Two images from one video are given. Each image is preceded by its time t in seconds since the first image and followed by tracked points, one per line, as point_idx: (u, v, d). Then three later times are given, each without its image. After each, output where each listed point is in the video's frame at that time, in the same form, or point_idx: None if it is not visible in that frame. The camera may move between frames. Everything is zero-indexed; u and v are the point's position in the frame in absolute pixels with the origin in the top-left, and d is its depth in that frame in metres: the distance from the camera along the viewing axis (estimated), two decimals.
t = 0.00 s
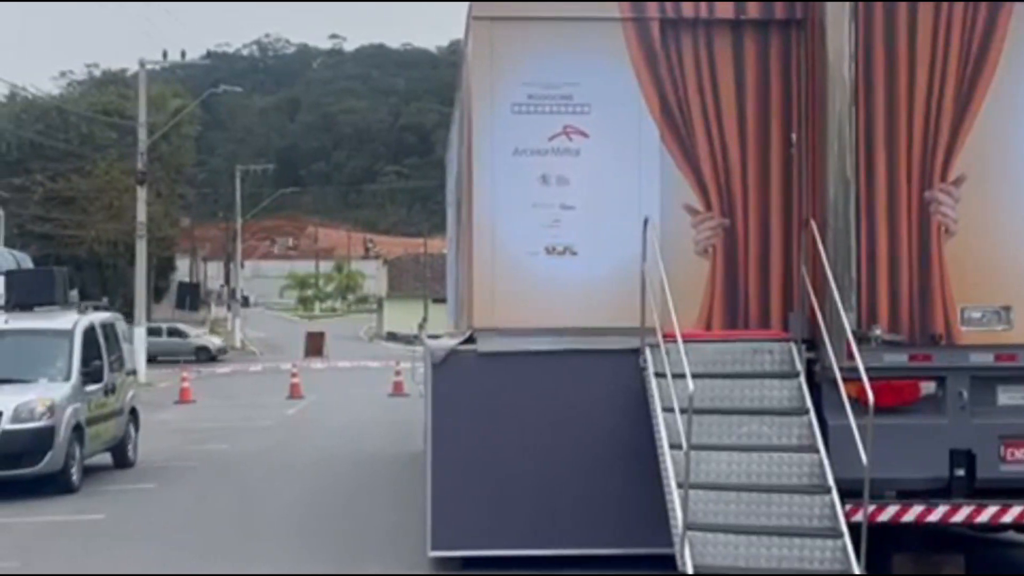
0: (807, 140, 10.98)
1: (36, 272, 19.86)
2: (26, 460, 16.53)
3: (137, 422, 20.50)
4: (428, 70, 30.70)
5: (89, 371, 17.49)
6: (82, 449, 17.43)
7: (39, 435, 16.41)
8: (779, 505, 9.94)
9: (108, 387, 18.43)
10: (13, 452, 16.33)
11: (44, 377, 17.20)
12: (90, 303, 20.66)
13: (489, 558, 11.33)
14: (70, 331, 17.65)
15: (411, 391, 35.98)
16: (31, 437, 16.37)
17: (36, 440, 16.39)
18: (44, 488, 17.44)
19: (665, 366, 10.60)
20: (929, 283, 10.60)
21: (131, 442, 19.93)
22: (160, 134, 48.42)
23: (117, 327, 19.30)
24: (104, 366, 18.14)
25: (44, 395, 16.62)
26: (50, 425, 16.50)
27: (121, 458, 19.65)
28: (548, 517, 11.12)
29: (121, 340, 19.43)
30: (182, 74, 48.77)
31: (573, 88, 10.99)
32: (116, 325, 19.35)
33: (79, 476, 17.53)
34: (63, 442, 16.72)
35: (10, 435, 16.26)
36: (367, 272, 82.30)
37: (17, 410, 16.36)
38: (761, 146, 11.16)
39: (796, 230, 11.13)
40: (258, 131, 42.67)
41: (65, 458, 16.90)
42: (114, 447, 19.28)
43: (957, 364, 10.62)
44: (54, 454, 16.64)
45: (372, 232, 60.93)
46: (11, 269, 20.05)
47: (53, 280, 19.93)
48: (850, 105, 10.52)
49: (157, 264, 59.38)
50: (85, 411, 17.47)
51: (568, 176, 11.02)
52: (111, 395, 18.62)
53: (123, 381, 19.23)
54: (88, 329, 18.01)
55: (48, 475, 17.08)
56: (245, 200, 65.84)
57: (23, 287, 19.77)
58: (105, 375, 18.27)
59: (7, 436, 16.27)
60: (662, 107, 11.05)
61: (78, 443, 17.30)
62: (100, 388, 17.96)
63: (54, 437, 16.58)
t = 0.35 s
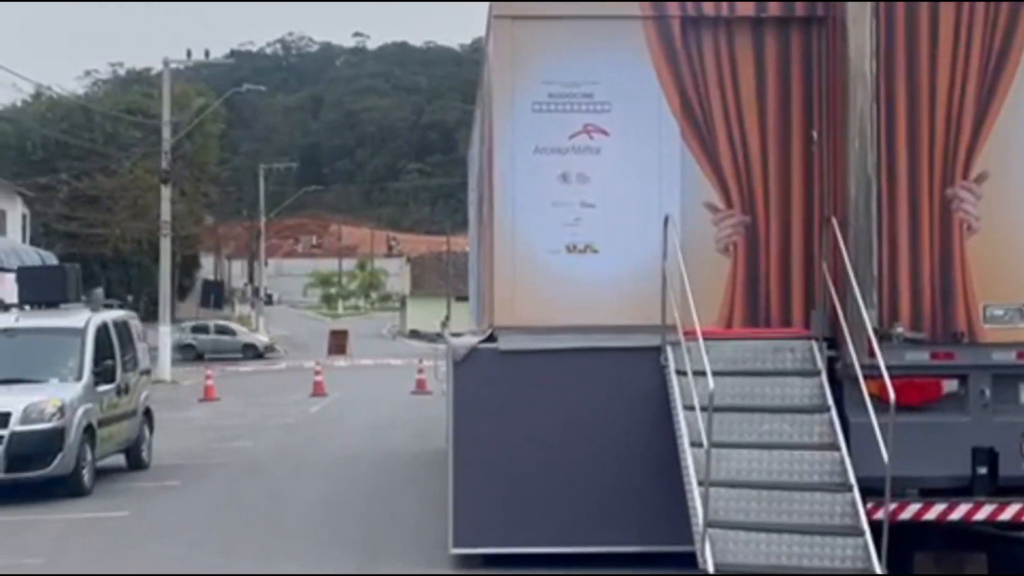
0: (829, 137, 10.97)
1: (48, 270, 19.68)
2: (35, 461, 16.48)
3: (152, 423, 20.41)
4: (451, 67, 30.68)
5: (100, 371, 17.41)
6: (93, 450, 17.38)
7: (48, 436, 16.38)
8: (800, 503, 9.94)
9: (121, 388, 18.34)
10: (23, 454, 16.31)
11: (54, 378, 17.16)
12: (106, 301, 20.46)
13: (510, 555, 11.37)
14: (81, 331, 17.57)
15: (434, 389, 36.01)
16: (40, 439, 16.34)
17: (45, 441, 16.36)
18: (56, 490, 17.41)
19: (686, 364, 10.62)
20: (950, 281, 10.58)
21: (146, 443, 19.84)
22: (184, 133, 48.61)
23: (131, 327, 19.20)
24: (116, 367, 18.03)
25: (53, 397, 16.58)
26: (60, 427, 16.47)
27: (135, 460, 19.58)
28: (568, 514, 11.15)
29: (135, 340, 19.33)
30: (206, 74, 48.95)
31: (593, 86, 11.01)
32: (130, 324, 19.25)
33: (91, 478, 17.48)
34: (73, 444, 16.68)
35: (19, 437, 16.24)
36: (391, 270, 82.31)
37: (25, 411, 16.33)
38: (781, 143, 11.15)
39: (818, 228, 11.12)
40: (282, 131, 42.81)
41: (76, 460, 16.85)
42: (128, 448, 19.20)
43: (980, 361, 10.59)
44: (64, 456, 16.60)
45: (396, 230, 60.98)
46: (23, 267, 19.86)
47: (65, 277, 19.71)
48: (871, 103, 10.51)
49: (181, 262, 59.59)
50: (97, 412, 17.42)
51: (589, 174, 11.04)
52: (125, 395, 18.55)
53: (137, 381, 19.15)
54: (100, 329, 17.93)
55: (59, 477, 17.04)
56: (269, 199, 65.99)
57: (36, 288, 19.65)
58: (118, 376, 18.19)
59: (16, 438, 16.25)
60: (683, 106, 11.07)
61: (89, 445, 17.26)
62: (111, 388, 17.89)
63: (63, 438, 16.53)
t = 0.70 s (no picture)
0: (867, 129, 10.91)
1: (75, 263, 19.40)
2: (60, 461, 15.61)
3: (185, 420, 19.59)
4: (492, 61, 30.68)
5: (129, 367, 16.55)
6: (123, 448, 16.54)
7: (75, 435, 15.51)
8: (839, 496, 9.89)
9: (151, 384, 17.48)
10: (48, 453, 15.46)
11: (81, 374, 16.29)
12: (134, 294, 20.24)
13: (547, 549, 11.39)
14: (110, 325, 16.75)
15: (475, 383, 36.12)
16: (66, 437, 15.47)
17: (71, 440, 15.49)
18: (83, 491, 16.55)
19: (723, 357, 10.60)
20: (991, 273, 10.50)
21: (177, 441, 19.03)
22: (227, 128, 48.92)
23: (161, 322, 18.36)
24: (146, 363, 17.16)
25: (80, 392, 15.69)
26: (87, 424, 15.59)
27: (165, 459, 18.68)
28: (605, 508, 11.16)
29: (164, 335, 18.50)
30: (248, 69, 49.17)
31: (630, 80, 11.00)
32: (160, 319, 18.40)
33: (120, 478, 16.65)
34: (101, 443, 15.80)
35: (45, 435, 15.41)
36: (433, 264, 82.50)
37: (51, 408, 15.47)
38: (819, 135, 11.10)
39: (856, 220, 11.06)
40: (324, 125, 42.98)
41: (105, 459, 16.00)
42: (159, 446, 18.39)
43: (1020, 354, 10.50)
44: (92, 455, 15.73)
45: (438, 225, 61.14)
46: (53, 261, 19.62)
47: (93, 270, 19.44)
48: (911, 95, 10.43)
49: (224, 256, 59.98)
50: (126, 408, 16.58)
51: (626, 168, 11.02)
52: (156, 392, 17.73)
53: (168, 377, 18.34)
54: (128, 324, 17.09)
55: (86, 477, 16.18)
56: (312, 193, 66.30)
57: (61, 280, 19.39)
58: (148, 371, 17.36)
59: (41, 436, 15.41)
60: (720, 98, 11.03)
61: (118, 442, 16.41)
62: (141, 385, 17.01)
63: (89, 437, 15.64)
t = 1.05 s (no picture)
0: (918, 118, 10.78)
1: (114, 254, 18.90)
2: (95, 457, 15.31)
3: (223, 415, 19.38)
4: (541, 53, 30.54)
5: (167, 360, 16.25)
6: (159, 444, 16.23)
7: (110, 430, 15.18)
8: (888, 488, 9.80)
9: (188, 377, 17.23)
10: (83, 448, 15.13)
11: (117, 367, 16.02)
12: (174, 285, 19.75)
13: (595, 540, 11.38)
14: (145, 317, 16.45)
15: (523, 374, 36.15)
16: (101, 432, 15.15)
17: (106, 435, 15.16)
18: (120, 487, 16.31)
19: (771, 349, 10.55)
20: None
21: (216, 436, 18.81)
22: (277, 121, 49.18)
23: (199, 316, 18.13)
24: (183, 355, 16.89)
25: (115, 387, 15.38)
26: (122, 419, 15.26)
27: (205, 451, 18.54)
28: (652, 500, 11.15)
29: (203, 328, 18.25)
30: (299, 63, 49.43)
31: (677, 69, 10.96)
32: (197, 312, 18.15)
33: (156, 473, 16.36)
34: (136, 438, 15.46)
35: (79, 430, 15.10)
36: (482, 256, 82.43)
37: (85, 403, 15.14)
38: (868, 124, 11.01)
39: (907, 210, 10.95)
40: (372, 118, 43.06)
41: (140, 455, 15.67)
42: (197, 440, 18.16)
43: None
44: (127, 450, 15.39)
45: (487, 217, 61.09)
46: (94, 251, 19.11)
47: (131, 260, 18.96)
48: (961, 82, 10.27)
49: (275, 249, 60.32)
50: (162, 403, 16.26)
51: (673, 158, 10.98)
52: (192, 385, 17.42)
53: (206, 370, 18.04)
54: (164, 316, 16.82)
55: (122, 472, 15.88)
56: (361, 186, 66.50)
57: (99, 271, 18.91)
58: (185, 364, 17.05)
59: (76, 431, 15.10)
60: (768, 88, 10.98)
61: (154, 437, 16.09)
62: (178, 378, 16.75)
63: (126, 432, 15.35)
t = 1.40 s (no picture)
0: (985, 100, 10.70)
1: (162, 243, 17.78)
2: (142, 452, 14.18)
3: (274, 409, 18.33)
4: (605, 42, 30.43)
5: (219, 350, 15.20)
6: (209, 437, 15.16)
7: (160, 423, 14.07)
8: (954, 478, 9.66)
9: (240, 368, 16.20)
10: (132, 442, 14.04)
11: (167, 358, 14.91)
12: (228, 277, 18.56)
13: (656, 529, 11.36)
14: (197, 306, 15.39)
15: (586, 363, 36.16)
16: (150, 426, 14.04)
17: (156, 428, 14.04)
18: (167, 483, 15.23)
19: (835, 337, 10.44)
20: None
21: (268, 430, 17.80)
22: (341, 112, 49.47)
23: (252, 305, 17.07)
24: (234, 347, 15.84)
25: (164, 377, 14.30)
26: (173, 412, 14.17)
27: (257, 445, 17.70)
28: (714, 490, 11.12)
29: (256, 318, 17.21)
30: (361, 53, 49.51)
31: (739, 57, 10.89)
32: (251, 301, 17.11)
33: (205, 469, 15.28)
34: (186, 432, 14.37)
35: (126, 423, 13.99)
36: (544, 245, 82.45)
37: (133, 395, 14.05)
38: (934, 106, 10.84)
39: (973, 196, 10.83)
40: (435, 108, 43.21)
41: (191, 449, 14.59)
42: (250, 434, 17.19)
43: None
44: (178, 444, 14.30)
45: (550, 207, 61.08)
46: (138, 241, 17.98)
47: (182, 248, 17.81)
48: None
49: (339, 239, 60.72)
50: (213, 395, 15.20)
51: (735, 146, 10.94)
52: (245, 376, 16.41)
53: (259, 361, 17.04)
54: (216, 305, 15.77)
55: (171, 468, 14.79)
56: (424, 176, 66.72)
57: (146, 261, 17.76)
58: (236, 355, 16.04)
59: (123, 425, 13.99)
60: (831, 72, 10.87)
61: (205, 431, 15.03)
62: (229, 370, 15.68)
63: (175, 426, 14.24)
